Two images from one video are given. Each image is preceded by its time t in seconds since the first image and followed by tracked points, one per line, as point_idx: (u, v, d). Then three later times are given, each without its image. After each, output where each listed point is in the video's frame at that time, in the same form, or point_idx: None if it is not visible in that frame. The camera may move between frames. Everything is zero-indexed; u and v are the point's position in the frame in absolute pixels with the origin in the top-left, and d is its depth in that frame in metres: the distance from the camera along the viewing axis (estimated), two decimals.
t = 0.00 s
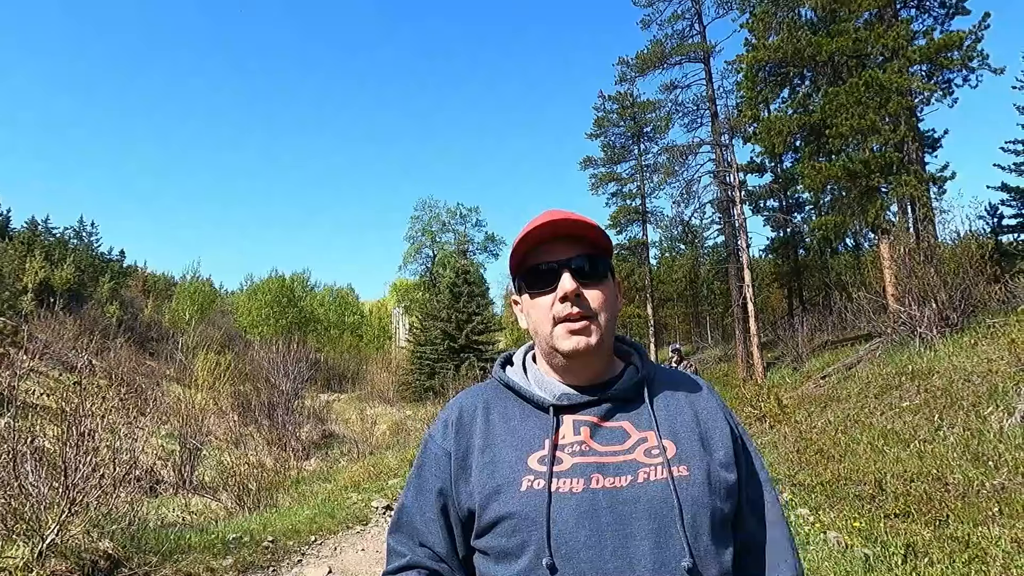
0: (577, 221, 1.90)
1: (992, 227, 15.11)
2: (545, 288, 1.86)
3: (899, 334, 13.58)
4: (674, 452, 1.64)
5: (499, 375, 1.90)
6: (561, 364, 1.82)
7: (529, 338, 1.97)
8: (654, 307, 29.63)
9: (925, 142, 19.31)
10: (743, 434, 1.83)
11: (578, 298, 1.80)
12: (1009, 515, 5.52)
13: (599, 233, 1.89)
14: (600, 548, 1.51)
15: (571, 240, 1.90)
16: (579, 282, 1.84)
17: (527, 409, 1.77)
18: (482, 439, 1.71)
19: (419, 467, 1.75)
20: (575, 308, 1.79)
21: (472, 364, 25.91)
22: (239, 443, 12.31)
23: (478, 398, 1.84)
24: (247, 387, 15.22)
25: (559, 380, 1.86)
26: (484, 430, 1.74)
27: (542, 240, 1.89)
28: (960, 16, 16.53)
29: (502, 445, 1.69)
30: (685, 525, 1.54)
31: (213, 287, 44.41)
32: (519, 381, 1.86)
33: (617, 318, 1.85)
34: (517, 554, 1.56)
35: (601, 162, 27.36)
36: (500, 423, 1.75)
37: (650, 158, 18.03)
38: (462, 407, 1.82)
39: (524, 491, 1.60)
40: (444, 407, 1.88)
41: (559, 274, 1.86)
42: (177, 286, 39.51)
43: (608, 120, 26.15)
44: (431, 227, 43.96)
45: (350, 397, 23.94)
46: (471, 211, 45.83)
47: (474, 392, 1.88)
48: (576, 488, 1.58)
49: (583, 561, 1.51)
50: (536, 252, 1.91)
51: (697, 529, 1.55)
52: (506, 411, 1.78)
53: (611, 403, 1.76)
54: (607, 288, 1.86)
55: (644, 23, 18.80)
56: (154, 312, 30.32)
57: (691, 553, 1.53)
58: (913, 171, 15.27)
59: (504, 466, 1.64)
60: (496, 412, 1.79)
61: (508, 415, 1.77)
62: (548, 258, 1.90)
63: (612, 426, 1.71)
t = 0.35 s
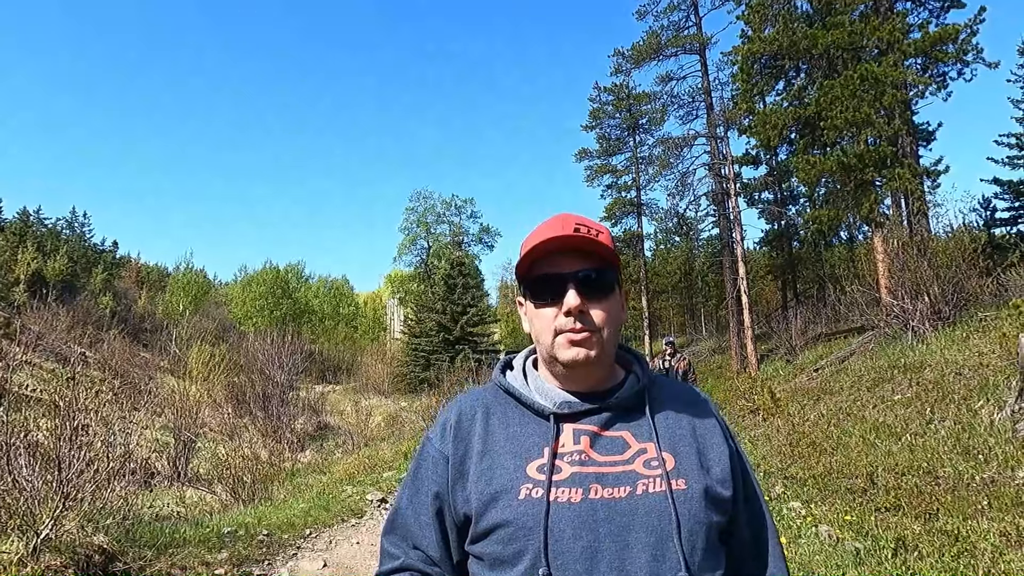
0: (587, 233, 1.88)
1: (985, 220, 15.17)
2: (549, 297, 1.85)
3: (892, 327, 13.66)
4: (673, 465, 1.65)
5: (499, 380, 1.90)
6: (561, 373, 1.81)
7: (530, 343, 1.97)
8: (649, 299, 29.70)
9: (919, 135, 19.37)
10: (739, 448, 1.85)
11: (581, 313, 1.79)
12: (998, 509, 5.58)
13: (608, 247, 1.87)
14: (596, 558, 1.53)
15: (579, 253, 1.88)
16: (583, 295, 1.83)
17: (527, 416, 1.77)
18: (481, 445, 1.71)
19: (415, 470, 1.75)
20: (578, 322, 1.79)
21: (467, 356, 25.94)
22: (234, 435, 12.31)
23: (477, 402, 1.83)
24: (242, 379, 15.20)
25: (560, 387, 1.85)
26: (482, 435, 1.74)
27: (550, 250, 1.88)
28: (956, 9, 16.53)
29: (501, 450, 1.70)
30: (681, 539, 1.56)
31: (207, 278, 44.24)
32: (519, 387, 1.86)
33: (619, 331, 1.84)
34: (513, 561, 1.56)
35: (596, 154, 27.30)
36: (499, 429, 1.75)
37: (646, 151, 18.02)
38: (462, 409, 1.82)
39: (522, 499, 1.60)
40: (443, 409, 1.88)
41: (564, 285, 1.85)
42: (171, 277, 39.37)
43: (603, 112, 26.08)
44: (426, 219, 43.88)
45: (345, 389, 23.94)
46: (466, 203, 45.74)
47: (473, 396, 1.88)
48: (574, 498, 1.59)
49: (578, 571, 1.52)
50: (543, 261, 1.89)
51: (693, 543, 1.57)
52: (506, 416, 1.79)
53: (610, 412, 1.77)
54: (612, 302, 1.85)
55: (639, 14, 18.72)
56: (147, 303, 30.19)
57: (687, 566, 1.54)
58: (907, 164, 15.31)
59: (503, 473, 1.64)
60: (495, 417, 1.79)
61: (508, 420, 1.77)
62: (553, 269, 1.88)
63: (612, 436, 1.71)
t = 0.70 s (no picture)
0: (586, 233, 1.88)
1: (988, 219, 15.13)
2: (548, 296, 1.85)
3: (895, 327, 13.62)
4: (670, 463, 1.65)
5: (497, 378, 1.90)
6: (559, 372, 1.82)
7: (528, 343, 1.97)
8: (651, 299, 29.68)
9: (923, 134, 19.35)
10: (739, 446, 1.86)
11: (581, 313, 1.79)
12: (1001, 509, 5.56)
13: (607, 247, 1.87)
14: (593, 555, 1.53)
15: (577, 252, 1.88)
16: (582, 294, 1.83)
17: (524, 414, 1.78)
18: (478, 442, 1.72)
19: (414, 468, 1.76)
20: (577, 322, 1.79)
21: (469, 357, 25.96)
22: (237, 436, 12.33)
23: (475, 400, 1.84)
24: (244, 379, 15.23)
25: (558, 385, 1.86)
26: (480, 433, 1.74)
27: (548, 249, 1.88)
28: (958, 8, 16.49)
29: (498, 448, 1.70)
30: (677, 536, 1.56)
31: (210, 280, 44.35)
32: (517, 385, 1.86)
33: (617, 331, 1.85)
34: (509, 559, 1.56)
35: (598, 154, 27.30)
36: (497, 426, 1.76)
37: (648, 151, 18.02)
38: (460, 408, 1.82)
39: (519, 497, 1.60)
40: (442, 408, 1.89)
41: (563, 285, 1.85)
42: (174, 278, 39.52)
43: (605, 112, 26.08)
44: (428, 219, 43.91)
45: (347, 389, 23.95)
46: (469, 203, 45.77)
47: (471, 394, 1.89)
48: (571, 496, 1.59)
49: (575, 568, 1.52)
50: (541, 260, 1.89)
51: (690, 540, 1.56)
52: (504, 414, 1.79)
53: (608, 411, 1.77)
54: (611, 302, 1.85)
55: (641, 14, 18.72)
56: (150, 304, 30.27)
57: (684, 562, 1.54)
58: (910, 163, 15.29)
59: (500, 471, 1.65)
60: (493, 416, 1.79)
61: (506, 418, 1.77)
62: (552, 268, 1.88)
63: (609, 434, 1.72)
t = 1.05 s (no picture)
0: (590, 229, 1.90)
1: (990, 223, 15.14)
2: (553, 291, 1.86)
3: (896, 331, 13.59)
4: (673, 462, 1.66)
5: (500, 377, 1.91)
6: (563, 369, 1.83)
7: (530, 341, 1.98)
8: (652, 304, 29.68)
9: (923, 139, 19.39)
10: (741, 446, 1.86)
11: (586, 307, 1.81)
12: (1004, 512, 5.55)
13: (611, 241, 1.90)
14: (596, 554, 1.53)
15: (582, 247, 1.90)
16: (587, 288, 1.85)
17: (527, 413, 1.78)
18: (482, 441, 1.73)
19: (416, 468, 1.76)
20: (582, 316, 1.80)
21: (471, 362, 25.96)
22: (238, 441, 12.32)
23: (478, 399, 1.85)
24: (245, 385, 15.23)
25: (560, 383, 1.86)
26: (483, 431, 1.75)
27: (552, 244, 1.90)
28: (958, 12, 16.54)
29: (502, 446, 1.71)
30: (681, 534, 1.57)
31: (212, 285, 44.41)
32: (519, 384, 1.88)
33: (620, 326, 1.86)
34: (513, 557, 1.57)
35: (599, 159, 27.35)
36: (500, 426, 1.77)
37: (648, 156, 18.06)
38: (462, 407, 1.83)
39: (523, 495, 1.61)
40: (445, 408, 1.90)
41: (568, 280, 1.86)
42: (176, 284, 39.62)
43: (606, 117, 26.15)
44: (429, 225, 43.97)
45: (348, 395, 23.94)
46: (470, 209, 45.85)
47: (474, 394, 1.90)
48: (574, 494, 1.60)
49: (579, 566, 1.53)
50: (546, 255, 1.91)
51: (693, 538, 1.57)
52: (506, 413, 1.80)
53: (611, 409, 1.78)
54: (614, 297, 1.87)
55: (641, 20, 18.79)
56: (152, 310, 30.31)
57: (687, 560, 1.55)
58: (910, 168, 15.32)
59: (503, 470, 1.66)
60: (495, 415, 1.80)
61: (508, 418, 1.78)
62: (558, 263, 1.90)
63: (612, 433, 1.73)
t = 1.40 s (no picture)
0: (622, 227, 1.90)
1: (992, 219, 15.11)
2: (586, 283, 1.83)
3: (898, 327, 13.58)
4: (669, 455, 1.69)
5: (495, 375, 1.93)
6: (581, 362, 1.81)
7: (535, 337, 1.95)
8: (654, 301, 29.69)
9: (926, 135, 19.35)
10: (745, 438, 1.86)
11: (620, 301, 1.80)
12: (1005, 508, 5.56)
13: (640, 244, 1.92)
14: (601, 549, 1.56)
15: (612, 243, 1.89)
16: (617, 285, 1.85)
17: (526, 411, 1.80)
18: (481, 440, 1.76)
19: (416, 468, 1.79)
20: (615, 310, 1.79)
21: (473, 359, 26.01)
22: (242, 438, 12.37)
23: (475, 399, 1.87)
24: (249, 383, 15.29)
25: (562, 381, 1.86)
26: (482, 431, 1.78)
27: (589, 237, 1.85)
28: (961, 8, 16.49)
29: (502, 445, 1.73)
30: (681, 526, 1.60)
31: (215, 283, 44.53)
32: (516, 382, 1.88)
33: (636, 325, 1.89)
34: (520, 555, 1.60)
35: (601, 156, 27.33)
36: (499, 425, 1.79)
37: (650, 152, 18.05)
38: (459, 407, 1.86)
39: (527, 494, 1.64)
40: (441, 408, 1.92)
41: (601, 273, 1.84)
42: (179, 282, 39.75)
43: (607, 114, 26.11)
44: (431, 222, 44.00)
45: (351, 392, 23.99)
46: (472, 206, 45.86)
47: (469, 394, 1.92)
48: (578, 489, 1.63)
49: (584, 561, 1.56)
50: (580, 246, 1.85)
51: (693, 529, 1.61)
52: (505, 412, 1.82)
53: (610, 404, 1.80)
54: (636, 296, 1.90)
55: (643, 17, 18.74)
56: (155, 308, 30.39)
57: (688, 551, 1.58)
58: (913, 164, 15.31)
59: (505, 468, 1.69)
60: (494, 414, 1.82)
61: (506, 416, 1.80)
62: (590, 256, 1.86)
63: (611, 428, 1.75)
